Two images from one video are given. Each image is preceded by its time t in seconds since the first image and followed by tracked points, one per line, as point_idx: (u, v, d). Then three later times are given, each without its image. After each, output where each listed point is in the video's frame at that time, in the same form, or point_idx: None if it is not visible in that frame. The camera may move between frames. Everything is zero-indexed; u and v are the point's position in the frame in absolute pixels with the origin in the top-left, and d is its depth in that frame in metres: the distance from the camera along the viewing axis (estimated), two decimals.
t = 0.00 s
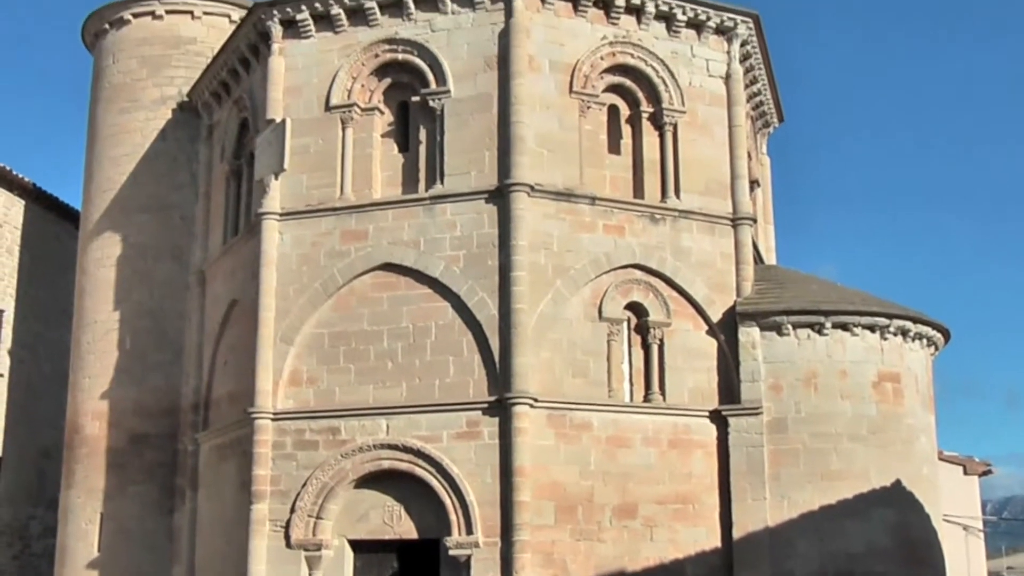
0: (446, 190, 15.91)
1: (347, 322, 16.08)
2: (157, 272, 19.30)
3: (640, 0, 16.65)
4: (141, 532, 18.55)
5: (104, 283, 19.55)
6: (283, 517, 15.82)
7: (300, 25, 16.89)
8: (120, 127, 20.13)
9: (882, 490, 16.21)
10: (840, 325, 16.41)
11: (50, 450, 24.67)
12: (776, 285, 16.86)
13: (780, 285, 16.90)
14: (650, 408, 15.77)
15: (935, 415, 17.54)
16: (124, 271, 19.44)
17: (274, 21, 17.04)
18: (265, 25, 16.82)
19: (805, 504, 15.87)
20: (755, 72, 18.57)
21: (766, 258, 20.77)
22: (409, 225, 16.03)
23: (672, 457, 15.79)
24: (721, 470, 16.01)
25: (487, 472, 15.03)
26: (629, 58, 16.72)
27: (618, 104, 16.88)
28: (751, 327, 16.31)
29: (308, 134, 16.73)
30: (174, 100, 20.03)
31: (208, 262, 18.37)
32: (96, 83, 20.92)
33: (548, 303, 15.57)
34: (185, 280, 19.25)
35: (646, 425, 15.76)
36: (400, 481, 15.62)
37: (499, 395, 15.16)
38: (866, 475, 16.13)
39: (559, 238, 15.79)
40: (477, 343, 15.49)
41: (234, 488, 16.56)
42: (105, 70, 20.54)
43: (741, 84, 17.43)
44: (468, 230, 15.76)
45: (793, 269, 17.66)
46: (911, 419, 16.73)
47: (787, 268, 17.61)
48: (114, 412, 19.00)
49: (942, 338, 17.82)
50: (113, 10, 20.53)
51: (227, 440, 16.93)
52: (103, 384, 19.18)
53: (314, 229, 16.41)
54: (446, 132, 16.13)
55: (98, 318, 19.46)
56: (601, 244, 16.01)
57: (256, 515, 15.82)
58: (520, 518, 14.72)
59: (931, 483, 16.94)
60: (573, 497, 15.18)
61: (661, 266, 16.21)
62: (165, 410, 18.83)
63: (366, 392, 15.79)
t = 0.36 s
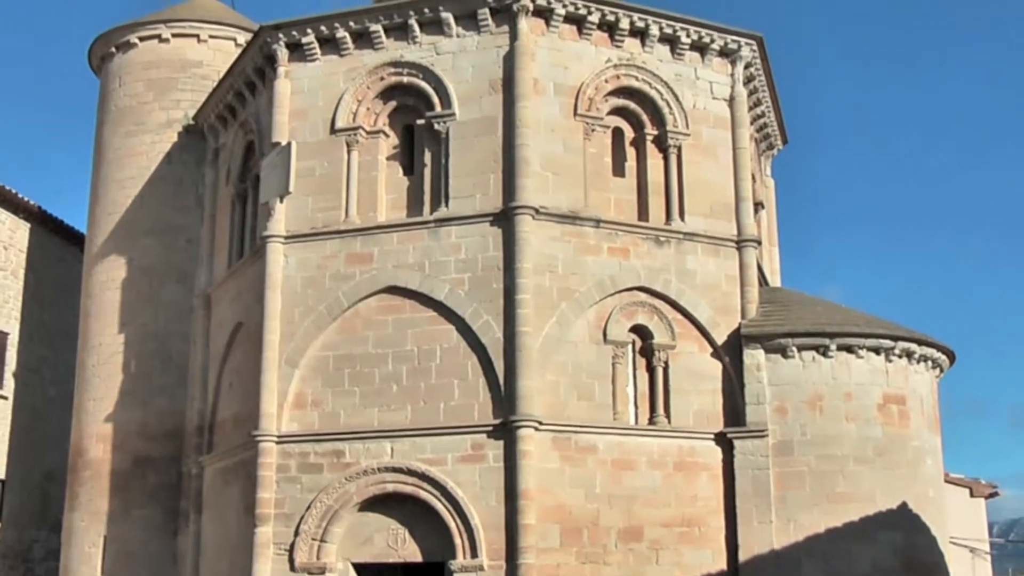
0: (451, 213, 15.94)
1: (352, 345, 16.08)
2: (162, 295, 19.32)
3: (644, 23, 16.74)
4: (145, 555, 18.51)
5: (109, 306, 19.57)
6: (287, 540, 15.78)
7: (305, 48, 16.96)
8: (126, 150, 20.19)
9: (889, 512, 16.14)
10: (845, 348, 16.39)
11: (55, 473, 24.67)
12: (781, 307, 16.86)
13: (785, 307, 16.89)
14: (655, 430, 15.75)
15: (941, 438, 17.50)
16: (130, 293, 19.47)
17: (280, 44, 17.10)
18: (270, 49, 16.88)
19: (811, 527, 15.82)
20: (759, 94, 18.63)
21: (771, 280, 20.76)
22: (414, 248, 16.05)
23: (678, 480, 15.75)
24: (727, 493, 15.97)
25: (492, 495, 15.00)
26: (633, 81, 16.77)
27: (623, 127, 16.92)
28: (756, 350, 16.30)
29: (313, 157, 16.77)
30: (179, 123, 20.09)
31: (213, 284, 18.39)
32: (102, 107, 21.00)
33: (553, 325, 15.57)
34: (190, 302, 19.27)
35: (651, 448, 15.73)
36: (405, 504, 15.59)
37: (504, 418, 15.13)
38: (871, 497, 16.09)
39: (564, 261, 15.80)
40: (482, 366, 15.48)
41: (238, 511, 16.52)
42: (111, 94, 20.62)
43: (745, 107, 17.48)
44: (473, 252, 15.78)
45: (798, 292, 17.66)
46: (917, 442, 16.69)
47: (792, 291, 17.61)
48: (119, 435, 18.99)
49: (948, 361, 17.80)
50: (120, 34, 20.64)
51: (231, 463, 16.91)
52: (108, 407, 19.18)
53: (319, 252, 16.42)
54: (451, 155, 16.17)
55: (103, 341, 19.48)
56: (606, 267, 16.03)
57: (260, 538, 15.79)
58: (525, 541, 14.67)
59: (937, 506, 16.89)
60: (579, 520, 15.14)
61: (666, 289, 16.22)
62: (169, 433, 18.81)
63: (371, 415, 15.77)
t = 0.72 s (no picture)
0: (455, 234, 15.96)
1: (357, 366, 16.07)
2: (168, 317, 19.34)
3: (648, 45, 16.81)
4: None
5: (114, 328, 19.59)
6: (292, 562, 15.73)
7: (310, 70, 17.01)
8: (132, 173, 20.25)
9: (895, 533, 16.10)
10: (850, 369, 16.39)
11: (59, 495, 24.66)
12: (786, 328, 16.87)
13: (790, 328, 16.90)
14: (661, 452, 15.72)
15: (947, 459, 17.47)
16: (135, 315, 19.49)
17: (285, 66, 17.16)
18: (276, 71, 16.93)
19: (817, 548, 15.77)
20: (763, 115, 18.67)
21: (776, 301, 20.76)
22: (419, 270, 16.06)
23: (684, 501, 15.71)
24: (733, 514, 15.93)
25: (497, 516, 14.97)
26: (637, 103, 16.81)
27: (627, 149, 16.95)
28: (761, 371, 16.30)
29: (318, 179, 16.81)
30: (185, 145, 20.15)
31: (218, 306, 18.41)
32: (108, 129, 21.06)
33: (558, 347, 15.56)
34: (195, 324, 19.28)
35: (657, 469, 15.70)
36: (410, 526, 15.56)
37: (509, 440, 15.12)
38: (878, 518, 16.04)
39: (569, 282, 15.81)
40: (488, 388, 15.46)
41: (243, 533, 16.49)
42: (117, 116, 20.69)
43: (749, 128, 17.50)
44: (478, 274, 15.79)
45: (803, 313, 17.67)
46: (922, 462, 16.66)
47: (797, 312, 17.62)
48: (124, 456, 18.99)
49: (953, 382, 17.78)
50: (125, 57, 20.73)
51: (236, 485, 16.89)
52: (113, 429, 19.18)
53: (324, 274, 16.44)
54: (456, 177, 16.19)
55: (109, 363, 19.50)
56: (611, 288, 16.03)
57: (265, 559, 15.75)
58: (530, 562, 14.62)
59: (944, 527, 16.83)
60: (584, 541, 15.09)
61: (671, 310, 16.22)
62: (174, 455, 18.81)
63: (376, 437, 15.76)
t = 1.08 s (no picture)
0: (460, 255, 15.97)
1: (361, 388, 16.06)
2: (172, 338, 19.36)
3: (652, 65, 16.85)
4: None
5: (118, 350, 19.60)
6: None
7: (315, 91, 17.06)
8: (137, 194, 20.30)
9: (901, 554, 16.05)
10: (855, 389, 16.37)
11: (62, 516, 24.65)
12: (791, 349, 16.86)
13: (795, 349, 16.89)
14: (666, 472, 15.68)
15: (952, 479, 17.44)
16: (139, 336, 19.50)
17: (290, 87, 17.20)
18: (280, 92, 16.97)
19: (823, 569, 15.71)
20: (767, 136, 18.70)
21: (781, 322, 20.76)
22: (423, 291, 16.06)
23: (689, 522, 15.67)
24: (738, 535, 15.88)
25: (502, 537, 14.92)
26: (642, 123, 16.84)
27: (631, 170, 16.97)
28: (765, 392, 16.29)
29: (322, 200, 16.83)
30: (189, 167, 20.19)
31: (223, 327, 18.42)
32: (113, 151, 21.13)
33: (563, 368, 15.55)
34: (200, 345, 19.29)
35: (662, 490, 15.66)
36: (415, 547, 15.52)
37: (513, 461, 15.09)
38: (883, 538, 15.99)
39: (574, 303, 15.81)
40: (492, 409, 15.44)
41: (247, 554, 16.44)
42: (122, 138, 20.75)
43: (753, 149, 17.53)
44: (483, 295, 15.79)
45: (807, 333, 17.66)
46: (928, 483, 16.63)
47: (801, 332, 17.61)
48: (128, 477, 18.98)
49: (958, 402, 17.76)
50: (130, 78, 20.80)
51: (240, 506, 16.86)
52: (117, 450, 19.18)
53: (328, 295, 16.44)
54: (460, 198, 16.21)
55: (113, 384, 19.51)
56: (615, 309, 16.03)
57: None
58: None
59: (949, 547, 16.77)
60: (589, 562, 15.04)
61: (675, 330, 16.21)
62: (178, 476, 18.79)
63: (380, 458, 15.73)
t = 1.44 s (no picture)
0: (463, 276, 15.99)
1: (365, 408, 16.05)
2: (176, 359, 19.38)
3: (655, 85, 16.90)
4: None
5: (122, 371, 19.62)
6: None
7: (318, 112, 17.11)
8: (141, 215, 20.36)
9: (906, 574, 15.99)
10: (859, 409, 16.36)
11: (64, 537, 24.63)
12: (794, 369, 16.86)
13: (798, 369, 16.89)
14: (670, 492, 15.66)
15: (956, 499, 17.40)
16: (143, 357, 19.52)
17: (294, 108, 17.26)
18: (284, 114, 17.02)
19: None
20: (770, 155, 18.75)
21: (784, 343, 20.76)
22: (427, 311, 16.08)
23: (693, 542, 15.63)
24: (742, 555, 15.83)
25: (506, 557, 14.87)
26: (645, 144, 16.87)
27: (635, 190, 17.00)
28: (769, 412, 16.28)
29: (326, 221, 16.86)
30: (193, 188, 20.25)
31: (227, 348, 18.44)
32: (117, 172, 21.21)
33: (567, 389, 15.53)
34: (203, 366, 19.30)
35: (666, 510, 15.63)
36: (418, 568, 15.47)
37: (517, 481, 15.06)
38: (888, 558, 15.93)
39: (577, 323, 15.81)
40: (496, 430, 15.41)
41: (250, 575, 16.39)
42: (126, 159, 20.84)
43: (756, 169, 17.56)
44: (486, 315, 15.79)
45: (811, 353, 17.66)
46: (932, 503, 16.59)
47: (805, 352, 17.61)
48: (131, 498, 18.97)
49: (962, 422, 17.74)
50: (135, 99, 20.90)
51: (244, 526, 16.83)
52: (121, 471, 19.18)
53: (331, 315, 16.45)
54: (464, 219, 16.24)
55: (116, 405, 19.53)
56: (619, 329, 16.04)
57: None
58: None
59: (955, 567, 16.71)
60: None
61: (679, 350, 16.21)
62: (182, 497, 18.77)
63: (384, 479, 15.71)
